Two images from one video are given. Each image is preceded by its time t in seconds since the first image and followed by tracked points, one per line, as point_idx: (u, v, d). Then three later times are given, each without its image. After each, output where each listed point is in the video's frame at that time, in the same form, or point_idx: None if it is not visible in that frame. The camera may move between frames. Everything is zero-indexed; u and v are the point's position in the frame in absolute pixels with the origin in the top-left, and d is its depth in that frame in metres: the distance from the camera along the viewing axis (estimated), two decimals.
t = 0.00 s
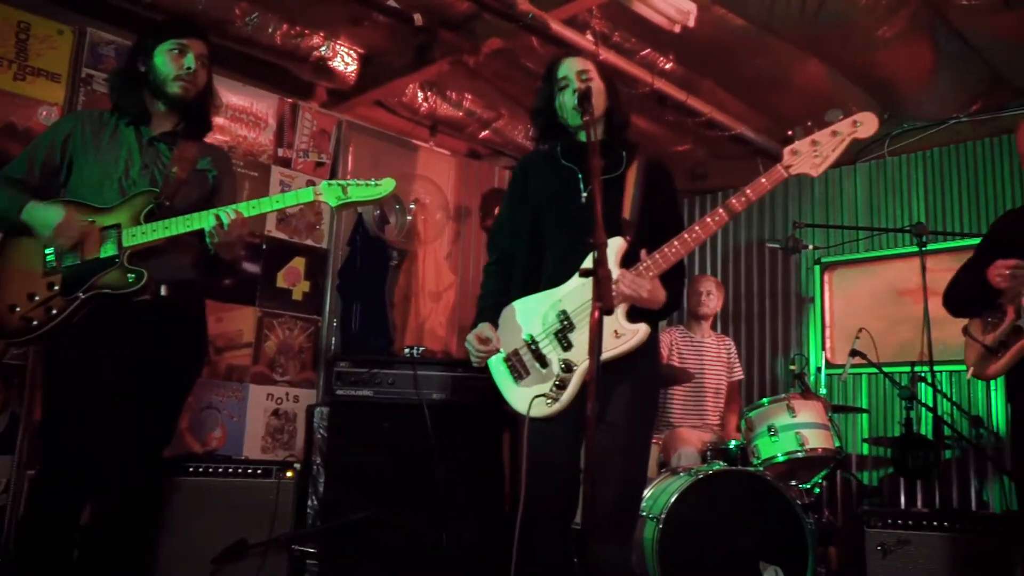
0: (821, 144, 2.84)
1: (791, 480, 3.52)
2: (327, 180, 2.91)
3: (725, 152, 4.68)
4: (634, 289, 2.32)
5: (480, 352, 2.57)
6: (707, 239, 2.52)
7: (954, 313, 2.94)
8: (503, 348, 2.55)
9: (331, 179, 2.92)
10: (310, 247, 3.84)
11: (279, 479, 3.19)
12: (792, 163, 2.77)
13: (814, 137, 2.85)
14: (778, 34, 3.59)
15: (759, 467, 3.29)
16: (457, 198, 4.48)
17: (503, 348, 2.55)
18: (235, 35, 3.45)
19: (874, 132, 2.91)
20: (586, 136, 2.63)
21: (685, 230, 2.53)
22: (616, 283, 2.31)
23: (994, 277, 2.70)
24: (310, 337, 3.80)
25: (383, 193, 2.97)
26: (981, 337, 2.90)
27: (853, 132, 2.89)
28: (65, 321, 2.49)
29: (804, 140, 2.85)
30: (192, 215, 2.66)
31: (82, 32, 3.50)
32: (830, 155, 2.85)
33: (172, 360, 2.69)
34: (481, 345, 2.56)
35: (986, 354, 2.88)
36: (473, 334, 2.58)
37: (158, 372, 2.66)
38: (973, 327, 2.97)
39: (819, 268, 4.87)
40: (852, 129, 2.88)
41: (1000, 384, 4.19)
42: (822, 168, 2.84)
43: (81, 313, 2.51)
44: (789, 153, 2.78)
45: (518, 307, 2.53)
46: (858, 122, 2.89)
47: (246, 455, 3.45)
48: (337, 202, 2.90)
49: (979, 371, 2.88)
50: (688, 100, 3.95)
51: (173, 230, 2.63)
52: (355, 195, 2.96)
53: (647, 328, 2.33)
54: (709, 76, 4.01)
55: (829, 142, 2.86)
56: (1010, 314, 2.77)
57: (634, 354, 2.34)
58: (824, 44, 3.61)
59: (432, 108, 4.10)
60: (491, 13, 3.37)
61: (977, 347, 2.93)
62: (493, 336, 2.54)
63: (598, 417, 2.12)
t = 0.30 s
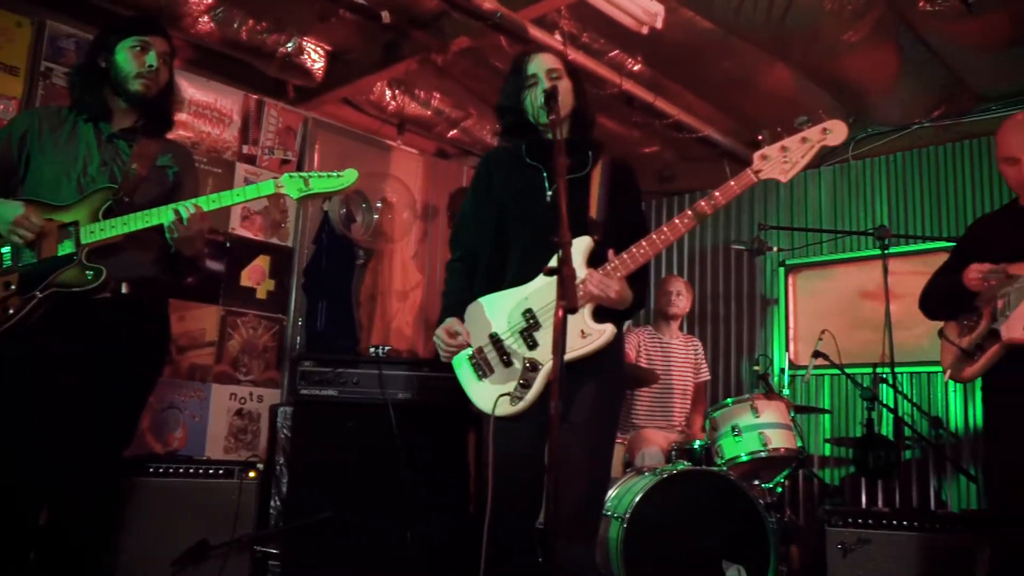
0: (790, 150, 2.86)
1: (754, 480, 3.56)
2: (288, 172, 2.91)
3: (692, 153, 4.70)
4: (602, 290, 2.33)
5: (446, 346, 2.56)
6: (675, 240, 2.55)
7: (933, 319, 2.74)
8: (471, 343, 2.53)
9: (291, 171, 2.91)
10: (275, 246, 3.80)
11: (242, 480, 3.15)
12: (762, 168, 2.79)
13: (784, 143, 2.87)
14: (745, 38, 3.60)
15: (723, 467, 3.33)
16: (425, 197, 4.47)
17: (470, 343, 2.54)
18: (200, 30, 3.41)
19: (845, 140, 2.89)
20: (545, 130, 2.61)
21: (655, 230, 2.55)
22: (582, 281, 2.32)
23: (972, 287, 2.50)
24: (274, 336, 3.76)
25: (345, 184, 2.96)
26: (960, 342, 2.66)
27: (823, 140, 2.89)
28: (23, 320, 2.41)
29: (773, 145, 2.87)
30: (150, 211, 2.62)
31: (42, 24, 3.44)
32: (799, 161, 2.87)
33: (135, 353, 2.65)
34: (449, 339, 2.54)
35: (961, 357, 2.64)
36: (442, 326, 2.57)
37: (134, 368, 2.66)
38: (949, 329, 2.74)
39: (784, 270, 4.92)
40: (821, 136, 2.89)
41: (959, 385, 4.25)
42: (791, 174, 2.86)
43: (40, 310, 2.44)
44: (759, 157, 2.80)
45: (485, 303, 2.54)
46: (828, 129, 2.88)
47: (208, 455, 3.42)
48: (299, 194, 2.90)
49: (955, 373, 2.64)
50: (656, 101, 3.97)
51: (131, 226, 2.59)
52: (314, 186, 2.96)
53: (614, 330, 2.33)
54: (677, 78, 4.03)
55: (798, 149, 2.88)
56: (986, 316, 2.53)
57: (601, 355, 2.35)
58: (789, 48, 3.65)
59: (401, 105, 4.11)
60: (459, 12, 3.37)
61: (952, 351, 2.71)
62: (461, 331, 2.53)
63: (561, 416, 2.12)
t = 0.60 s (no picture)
0: (762, 150, 2.88)
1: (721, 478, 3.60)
2: (264, 170, 2.87)
3: (663, 153, 4.73)
4: (575, 287, 2.33)
5: (417, 342, 2.53)
6: (647, 238, 2.54)
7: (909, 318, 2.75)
8: (443, 340, 2.51)
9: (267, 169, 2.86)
10: (242, 241, 3.77)
11: (206, 478, 3.10)
12: (733, 168, 2.79)
13: (755, 143, 2.88)
14: (717, 39, 3.62)
15: (691, 464, 3.36)
16: (396, 194, 4.45)
17: (442, 340, 2.52)
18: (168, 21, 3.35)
19: (814, 143, 2.92)
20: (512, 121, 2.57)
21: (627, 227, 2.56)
22: (555, 276, 2.32)
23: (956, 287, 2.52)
24: (242, 333, 3.73)
25: (321, 183, 2.90)
26: (938, 341, 2.64)
27: (793, 141, 2.90)
28: None
29: (746, 146, 2.89)
30: (120, 202, 2.58)
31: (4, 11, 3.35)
32: (771, 162, 2.89)
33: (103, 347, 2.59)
34: (421, 334, 2.52)
35: (939, 356, 2.63)
36: (414, 322, 2.55)
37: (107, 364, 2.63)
38: (926, 328, 2.73)
39: (753, 269, 4.96)
40: (792, 137, 2.90)
41: (923, 383, 4.32)
42: (764, 174, 2.88)
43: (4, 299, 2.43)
44: (731, 158, 2.80)
45: (456, 300, 2.52)
46: (798, 130, 2.90)
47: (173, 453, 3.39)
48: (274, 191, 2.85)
49: (933, 373, 2.62)
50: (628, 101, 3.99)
51: (100, 218, 2.55)
52: (292, 184, 2.91)
53: (585, 328, 2.32)
54: (649, 78, 4.05)
55: (771, 150, 2.89)
56: (965, 315, 2.55)
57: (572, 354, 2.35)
58: (760, 50, 3.68)
59: (372, 101, 4.08)
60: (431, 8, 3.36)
61: (929, 350, 2.69)
62: (433, 327, 2.51)
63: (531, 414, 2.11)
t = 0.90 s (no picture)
0: (720, 147, 2.91)
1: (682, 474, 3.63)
2: (220, 162, 2.82)
3: (628, 151, 4.76)
4: (534, 282, 2.33)
5: (375, 335, 2.53)
6: (606, 233, 2.56)
7: (873, 312, 2.79)
8: (402, 334, 2.50)
9: (223, 160, 2.81)
10: (202, 234, 3.76)
11: (162, 475, 3.04)
12: (691, 163, 2.83)
13: (713, 139, 2.91)
14: (681, 38, 3.64)
15: (652, 460, 3.39)
16: (360, 189, 4.42)
17: (400, 334, 2.50)
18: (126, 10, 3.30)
19: (770, 139, 2.97)
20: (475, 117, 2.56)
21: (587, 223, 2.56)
22: (516, 271, 2.32)
23: (928, 287, 2.64)
24: (201, 327, 3.71)
25: (277, 176, 2.86)
26: (906, 336, 2.74)
27: (750, 137, 2.94)
28: None
29: (704, 142, 2.91)
30: (71, 195, 2.54)
31: None
32: (728, 158, 2.91)
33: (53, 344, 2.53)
34: (379, 328, 2.52)
35: (905, 350, 2.74)
36: (374, 315, 2.54)
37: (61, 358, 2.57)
38: (892, 322, 2.83)
39: (715, 267, 5.01)
40: (750, 134, 2.93)
41: (880, 380, 4.39)
42: (720, 171, 2.91)
43: None
44: (690, 153, 2.84)
45: (415, 294, 2.50)
46: (755, 127, 2.94)
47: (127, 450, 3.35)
48: (230, 183, 2.81)
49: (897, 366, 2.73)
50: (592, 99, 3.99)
51: (49, 211, 2.51)
52: (246, 177, 2.86)
53: (544, 323, 2.34)
54: (614, 76, 4.06)
55: (728, 145, 2.91)
56: (931, 311, 2.65)
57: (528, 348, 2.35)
58: (723, 49, 3.71)
59: (336, 95, 4.02)
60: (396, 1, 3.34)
61: (895, 344, 2.80)
62: (392, 321, 2.50)
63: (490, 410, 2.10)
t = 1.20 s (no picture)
0: (685, 149, 2.90)
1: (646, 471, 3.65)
2: (175, 150, 2.93)
3: (595, 149, 4.79)
4: (498, 280, 2.32)
5: (337, 333, 2.51)
6: (570, 233, 2.54)
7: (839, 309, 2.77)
8: (364, 332, 2.48)
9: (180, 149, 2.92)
10: (163, 227, 3.82)
11: (120, 471, 3.00)
12: (657, 166, 2.83)
13: (678, 142, 2.91)
14: (649, 36, 3.65)
15: (616, 458, 3.40)
16: (325, 183, 4.40)
17: (362, 331, 2.48)
18: None
19: (735, 142, 2.98)
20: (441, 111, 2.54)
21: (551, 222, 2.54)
22: (481, 267, 2.30)
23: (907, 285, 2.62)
24: (161, 321, 3.77)
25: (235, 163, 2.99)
26: (876, 335, 2.71)
27: (715, 140, 2.96)
28: None
29: (669, 144, 2.91)
30: (24, 184, 2.53)
31: None
32: (693, 161, 2.91)
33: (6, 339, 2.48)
34: (341, 325, 2.49)
35: (873, 346, 2.71)
36: (337, 310, 2.52)
37: (20, 350, 2.53)
38: (858, 318, 2.80)
39: (681, 265, 5.04)
40: (715, 137, 2.95)
41: (841, 378, 4.45)
42: (686, 172, 2.91)
43: None
44: (654, 155, 2.84)
45: (378, 292, 2.48)
46: (720, 130, 2.96)
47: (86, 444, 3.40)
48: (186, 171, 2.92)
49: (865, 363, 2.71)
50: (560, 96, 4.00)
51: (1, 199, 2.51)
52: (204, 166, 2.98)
53: (507, 321, 2.33)
54: (583, 75, 4.07)
55: (693, 148, 2.91)
56: (900, 309, 2.66)
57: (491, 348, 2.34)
58: (690, 49, 3.73)
59: (302, 87, 4.03)
60: None
61: (863, 340, 2.77)
62: (354, 318, 2.48)
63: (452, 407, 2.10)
